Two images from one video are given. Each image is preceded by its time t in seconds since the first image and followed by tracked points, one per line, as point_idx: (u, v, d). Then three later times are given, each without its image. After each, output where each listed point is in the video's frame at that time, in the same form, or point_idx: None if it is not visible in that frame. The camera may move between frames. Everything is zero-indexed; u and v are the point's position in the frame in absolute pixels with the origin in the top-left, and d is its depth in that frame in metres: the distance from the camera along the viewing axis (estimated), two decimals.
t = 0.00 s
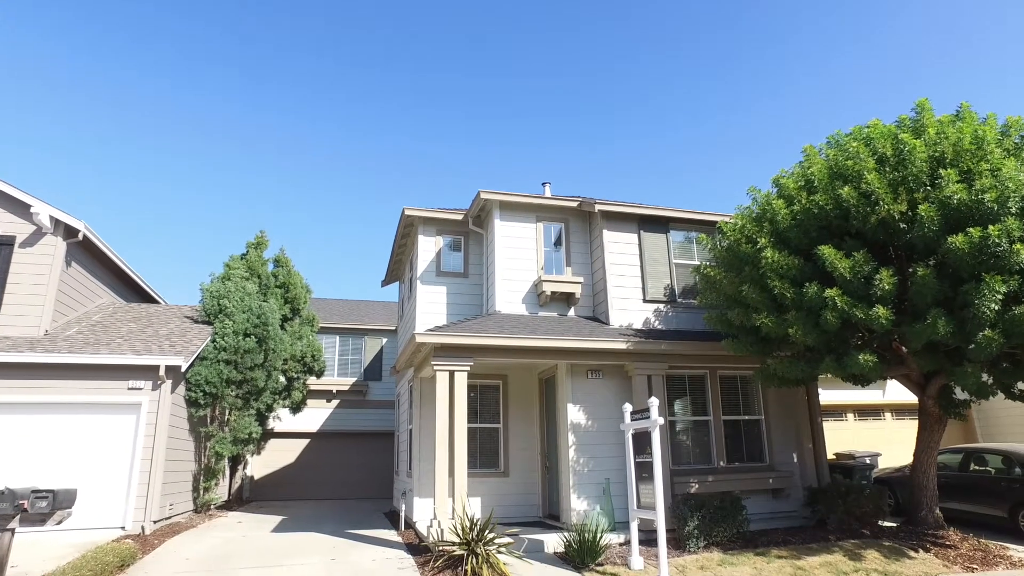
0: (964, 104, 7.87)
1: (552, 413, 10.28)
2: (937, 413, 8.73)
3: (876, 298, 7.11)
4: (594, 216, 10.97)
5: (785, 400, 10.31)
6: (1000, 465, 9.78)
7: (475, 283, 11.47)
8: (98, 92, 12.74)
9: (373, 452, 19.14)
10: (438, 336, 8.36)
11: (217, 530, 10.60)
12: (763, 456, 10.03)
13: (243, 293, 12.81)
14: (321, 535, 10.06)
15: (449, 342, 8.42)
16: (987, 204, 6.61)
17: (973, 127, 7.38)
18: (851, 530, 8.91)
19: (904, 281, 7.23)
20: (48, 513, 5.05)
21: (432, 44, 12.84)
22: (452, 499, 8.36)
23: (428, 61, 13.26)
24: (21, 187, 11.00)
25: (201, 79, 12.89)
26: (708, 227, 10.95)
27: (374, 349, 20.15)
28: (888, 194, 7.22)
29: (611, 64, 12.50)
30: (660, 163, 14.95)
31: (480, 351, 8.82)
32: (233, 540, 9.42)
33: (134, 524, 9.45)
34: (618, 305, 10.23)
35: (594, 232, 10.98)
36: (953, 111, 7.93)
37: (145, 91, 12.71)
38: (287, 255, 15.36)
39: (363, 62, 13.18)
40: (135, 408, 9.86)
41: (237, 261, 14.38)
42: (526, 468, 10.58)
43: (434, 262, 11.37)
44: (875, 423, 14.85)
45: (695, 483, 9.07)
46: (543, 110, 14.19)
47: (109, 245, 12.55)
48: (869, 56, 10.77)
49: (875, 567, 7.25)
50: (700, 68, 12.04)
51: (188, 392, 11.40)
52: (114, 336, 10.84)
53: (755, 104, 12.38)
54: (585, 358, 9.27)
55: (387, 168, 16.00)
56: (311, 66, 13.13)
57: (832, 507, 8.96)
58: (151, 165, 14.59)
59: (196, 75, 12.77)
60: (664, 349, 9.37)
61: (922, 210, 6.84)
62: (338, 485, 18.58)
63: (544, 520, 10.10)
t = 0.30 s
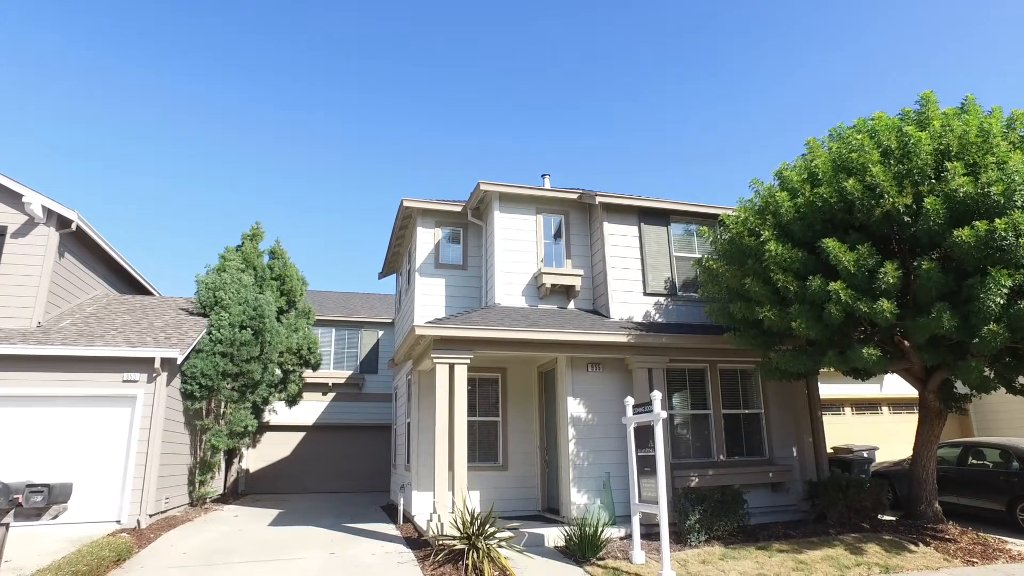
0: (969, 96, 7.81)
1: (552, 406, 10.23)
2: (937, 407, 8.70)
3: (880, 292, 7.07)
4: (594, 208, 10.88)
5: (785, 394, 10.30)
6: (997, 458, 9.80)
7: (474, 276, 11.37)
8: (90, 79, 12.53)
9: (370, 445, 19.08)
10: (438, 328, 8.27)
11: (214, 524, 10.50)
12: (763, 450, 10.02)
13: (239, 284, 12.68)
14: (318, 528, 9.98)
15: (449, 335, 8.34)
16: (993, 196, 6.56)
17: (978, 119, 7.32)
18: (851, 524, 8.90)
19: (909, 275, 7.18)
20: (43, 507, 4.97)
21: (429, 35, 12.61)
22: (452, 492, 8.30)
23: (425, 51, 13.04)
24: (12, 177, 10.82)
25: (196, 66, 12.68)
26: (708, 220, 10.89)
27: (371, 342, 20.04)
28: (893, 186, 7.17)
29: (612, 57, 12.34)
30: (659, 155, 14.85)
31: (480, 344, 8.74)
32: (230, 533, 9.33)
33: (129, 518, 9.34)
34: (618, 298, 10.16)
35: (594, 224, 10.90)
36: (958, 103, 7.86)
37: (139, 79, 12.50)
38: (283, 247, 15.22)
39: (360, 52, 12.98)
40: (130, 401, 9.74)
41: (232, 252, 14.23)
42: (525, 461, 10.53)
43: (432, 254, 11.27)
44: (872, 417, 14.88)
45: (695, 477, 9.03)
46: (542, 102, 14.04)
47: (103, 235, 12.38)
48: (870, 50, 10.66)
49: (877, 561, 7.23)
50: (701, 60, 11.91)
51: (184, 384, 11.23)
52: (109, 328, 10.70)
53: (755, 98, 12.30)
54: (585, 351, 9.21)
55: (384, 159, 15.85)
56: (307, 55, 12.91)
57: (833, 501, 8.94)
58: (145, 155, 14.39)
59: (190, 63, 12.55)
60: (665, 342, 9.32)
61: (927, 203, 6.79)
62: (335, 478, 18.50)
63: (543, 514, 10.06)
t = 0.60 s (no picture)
0: (974, 89, 7.74)
1: (551, 399, 10.18)
2: (937, 402, 8.68)
3: (884, 286, 7.03)
4: (594, 201, 10.79)
5: (784, 388, 10.28)
6: (994, 453, 9.83)
7: (473, 268, 11.27)
8: (84, 67, 12.32)
9: (366, 439, 18.99)
10: (438, 322, 8.18)
11: (209, 518, 10.40)
12: (762, 444, 10.01)
13: (234, 276, 12.52)
14: (315, 522, 9.90)
15: (450, 328, 8.25)
16: (999, 190, 6.52)
17: (984, 113, 7.26)
18: (851, 518, 8.90)
19: (913, 269, 7.14)
20: (37, 502, 4.95)
21: (426, 29, 12.40)
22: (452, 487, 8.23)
23: (422, 45, 12.84)
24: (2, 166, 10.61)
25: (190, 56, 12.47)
26: (709, 213, 10.82)
27: (366, 335, 19.92)
28: (898, 180, 7.11)
29: (612, 50, 12.21)
30: (658, 148, 14.75)
31: (479, 337, 8.66)
32: (227, 528, 9.24)
33: (123, 512, 9.22)
34: (618, 291, 10.09)
35: (594, 217, 10.81)
36: (963, 96, 7.80)
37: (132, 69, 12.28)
38: (278, 239, 15.06)
39: (357, 44, 12.78)
40: (124, 394, 9.61)
41: (227, 244, 14.06)
42: (524, 455, 10.47)
43: (431, 246, 11.16)
44: (869, 412, 14.91)
45: (695, 471, 8.99)
46: (541, 95, 13.93)
47: (95, 226, 12.19)
48: (871, 44, 10.56)
49: (878, 555, 7.23)
50: (700, 54, 11.78)
51: (178, 377, 11.08)
52: (102, 320, 10.54)
53: (756, 91, 12.23)
54: (585, 344, 9.14)
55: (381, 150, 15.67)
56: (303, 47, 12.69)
57: (833, 495, 8.93)
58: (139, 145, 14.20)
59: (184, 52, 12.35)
60: (666, 335, 9.26)
61: (933, 197, 6.73)
62: (330, 472, 18.42)
63: (541, 507, 10.01)
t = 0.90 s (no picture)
0: (979, 80, 7.66)
1: (551, 393, 10.11)
2: (938, 396, 8.65)
3: (889, 278, 6.98)
4: (595, 193, 10.70)
5: (785, 382, 10.26)
6: (993, 447, 9.85)
7: (472, 260, 11.18)
8: (76, 54, 12.12)
9: (362, 432, 18.87)
10: (438, 313, 8.08)
11: (206, 511, 10.31)
12: (762, 438, 9.99)
13: (230, 268, 12.38)
14: (314, 516, 9.83)
15: (450, 320, 8.17)
16: (1005, 181, 6.46)
17: (989, 104, 7.19)
18: (851, 512, 8.89)
19: (918, 262, 7.09)
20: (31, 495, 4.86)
21: (425, 17, 12.23)
22: (452, 480, 8.17)
23: (420, 35, 12.67)
24: None
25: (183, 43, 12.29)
26: (710, 206, 10.75)
27: (363, 328, 19.81)
28: (903, 172, 7.04)
29: (611, 42, 12.08)
30: (658, 141, 14.65)
31: (480, 329, 8.57)
32: (224, 521, 9.15)
33: (118, 505, 9.12)
34: (619, 284, 10.01)
35: (594, 209, 10.73)
36: (968, 88, 7.72)
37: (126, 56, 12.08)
38: (274, 231, 14.92)
39: (354, 33, 12.62)
40: (119, 386, 9.49)
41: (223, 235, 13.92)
42: (523, 448, 10.41)
43: (430, 238, 11.06)
44: (866, 406, 14.93)
45: (695, 465, 8.95)
46: (539, 86, 13.79)
47: (89, 216, 12.02)
48: (873, 38, 10.46)
49: (879, 549, 7.21)
50: (700, 46, 11.67)
51: (174, 369, 10.99)
52: (97, 311, 10.41)
53: (757, 83, 12.14)
54: (586, 337, 9.08)
55: (378, 141, 15.50)
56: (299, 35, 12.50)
57: (833, 489, 8.90)
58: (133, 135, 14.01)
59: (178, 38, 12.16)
60: (668, 328, 9.20)
61: (939, 188, 6.67)
62: (326, 465, 18.33)
63: (541, 501, 9.96)
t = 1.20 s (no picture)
0: (986, 74, 7.56)
1: (551, 387, 10.04)
2: (941, 392, 8.61)
3: (894, 272, 6.92)
4: (596, 186, 10.61)
5: (786, 378, 10.23)
6: (993, 442, 9.83)
7: (472, 254, 11.08)
8: (68, 46, 11.92)
9: (359, 426, 18.77)
10: (439, 307, 7.99)
11: (203, 506, 10.21)
12: (763, 433, 9.94)
13: (226, 261, 12.23)
14: (312, 511, 9.74)
15: (450, 314, 8.07)
16: (1013, 175, 6.39)
17: (996, 98, 7.11)
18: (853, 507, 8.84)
19: (924, 255, 7.03)
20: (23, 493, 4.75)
21: (423, 12, 12.01)
22: (452, 475, 8.09)
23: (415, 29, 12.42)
24: None
25: (176, 38, 12.03)
26: (712, 200, 10.66)
27: (359, 322, 19.69)
28: (910, 165, 6.96)
29: (609, 39, 11.94)
30: (658, 135, 14.54)
31: (480, 323, 8.48)
32: (221, 516, 9.06)
33: (114, 501, 8.99)
34: (620, 278, 9.94)
35: (595, 202, 10.64)
36: (975, 81, 7.62)
37: (119, 48, 11.87)
38: (270, 224, 14.78)
39: (355, 30, 12.46)
40: (114, 380, 9.36)
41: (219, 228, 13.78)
42: (522, 443, 10.34)
43: (429, 231, 10.94)
44: (865, 401, 14.92)
45: (697, 460, 8.89)
46: (538, 80, 13.65)
47: (83, 208, 11.86)
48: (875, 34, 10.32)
49: (882, 545, 7.18)
50: (699, 43, 11.49)
51: (170, 362, 10.82)
52: (91, 304, 10.27)
53: (759, 78, 12.04)
54: (587, 331, 9.00)
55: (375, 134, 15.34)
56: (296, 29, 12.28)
57: (835, 484, 8.87)
58: (127, 123, 13.77)
59: (171, 34, 11.90)
60: (669, 323, 9.13)
61: (946, 181, 6.60)
62: (323, 460, 18.21)
63: (540, 496, 9.89)
